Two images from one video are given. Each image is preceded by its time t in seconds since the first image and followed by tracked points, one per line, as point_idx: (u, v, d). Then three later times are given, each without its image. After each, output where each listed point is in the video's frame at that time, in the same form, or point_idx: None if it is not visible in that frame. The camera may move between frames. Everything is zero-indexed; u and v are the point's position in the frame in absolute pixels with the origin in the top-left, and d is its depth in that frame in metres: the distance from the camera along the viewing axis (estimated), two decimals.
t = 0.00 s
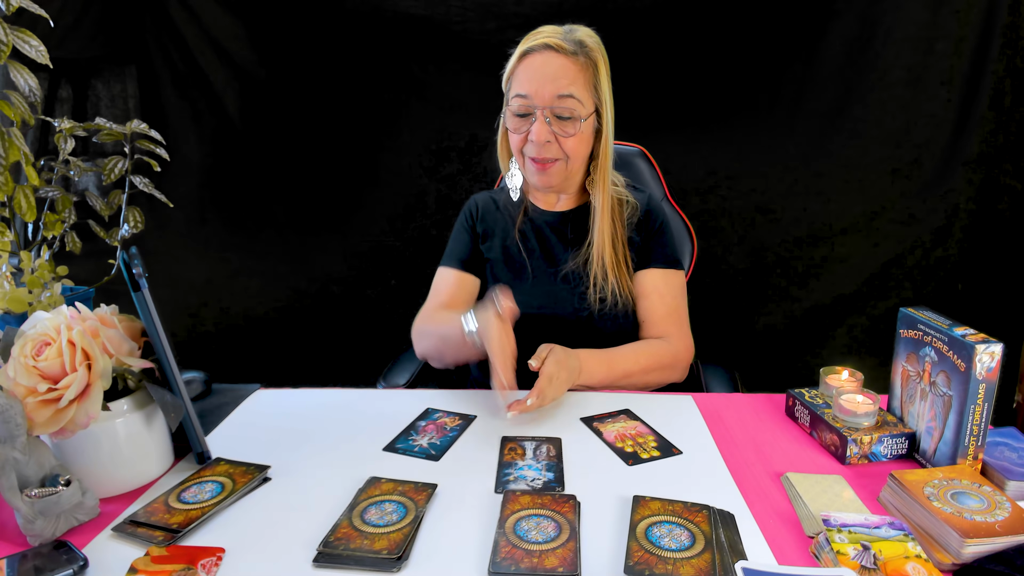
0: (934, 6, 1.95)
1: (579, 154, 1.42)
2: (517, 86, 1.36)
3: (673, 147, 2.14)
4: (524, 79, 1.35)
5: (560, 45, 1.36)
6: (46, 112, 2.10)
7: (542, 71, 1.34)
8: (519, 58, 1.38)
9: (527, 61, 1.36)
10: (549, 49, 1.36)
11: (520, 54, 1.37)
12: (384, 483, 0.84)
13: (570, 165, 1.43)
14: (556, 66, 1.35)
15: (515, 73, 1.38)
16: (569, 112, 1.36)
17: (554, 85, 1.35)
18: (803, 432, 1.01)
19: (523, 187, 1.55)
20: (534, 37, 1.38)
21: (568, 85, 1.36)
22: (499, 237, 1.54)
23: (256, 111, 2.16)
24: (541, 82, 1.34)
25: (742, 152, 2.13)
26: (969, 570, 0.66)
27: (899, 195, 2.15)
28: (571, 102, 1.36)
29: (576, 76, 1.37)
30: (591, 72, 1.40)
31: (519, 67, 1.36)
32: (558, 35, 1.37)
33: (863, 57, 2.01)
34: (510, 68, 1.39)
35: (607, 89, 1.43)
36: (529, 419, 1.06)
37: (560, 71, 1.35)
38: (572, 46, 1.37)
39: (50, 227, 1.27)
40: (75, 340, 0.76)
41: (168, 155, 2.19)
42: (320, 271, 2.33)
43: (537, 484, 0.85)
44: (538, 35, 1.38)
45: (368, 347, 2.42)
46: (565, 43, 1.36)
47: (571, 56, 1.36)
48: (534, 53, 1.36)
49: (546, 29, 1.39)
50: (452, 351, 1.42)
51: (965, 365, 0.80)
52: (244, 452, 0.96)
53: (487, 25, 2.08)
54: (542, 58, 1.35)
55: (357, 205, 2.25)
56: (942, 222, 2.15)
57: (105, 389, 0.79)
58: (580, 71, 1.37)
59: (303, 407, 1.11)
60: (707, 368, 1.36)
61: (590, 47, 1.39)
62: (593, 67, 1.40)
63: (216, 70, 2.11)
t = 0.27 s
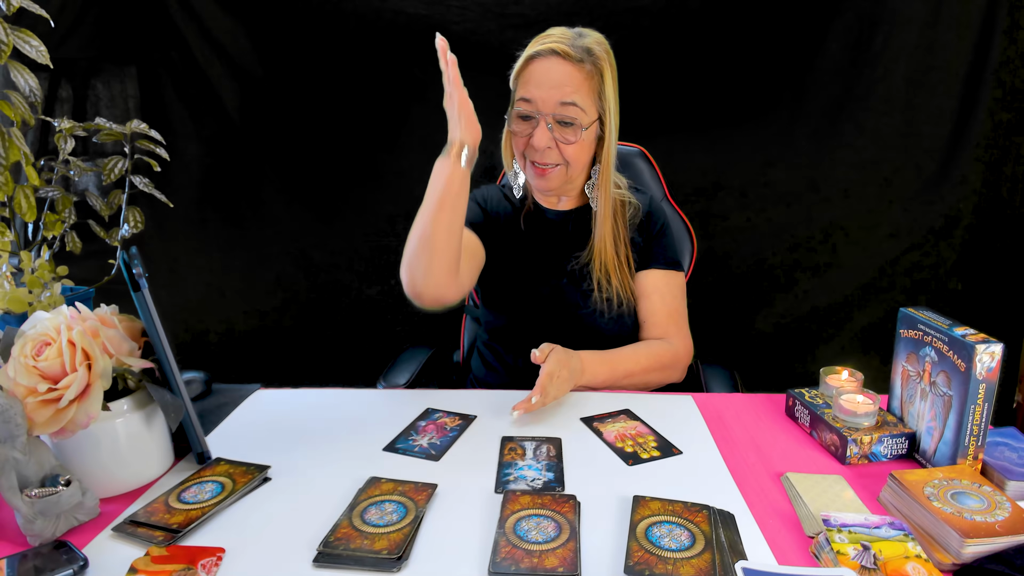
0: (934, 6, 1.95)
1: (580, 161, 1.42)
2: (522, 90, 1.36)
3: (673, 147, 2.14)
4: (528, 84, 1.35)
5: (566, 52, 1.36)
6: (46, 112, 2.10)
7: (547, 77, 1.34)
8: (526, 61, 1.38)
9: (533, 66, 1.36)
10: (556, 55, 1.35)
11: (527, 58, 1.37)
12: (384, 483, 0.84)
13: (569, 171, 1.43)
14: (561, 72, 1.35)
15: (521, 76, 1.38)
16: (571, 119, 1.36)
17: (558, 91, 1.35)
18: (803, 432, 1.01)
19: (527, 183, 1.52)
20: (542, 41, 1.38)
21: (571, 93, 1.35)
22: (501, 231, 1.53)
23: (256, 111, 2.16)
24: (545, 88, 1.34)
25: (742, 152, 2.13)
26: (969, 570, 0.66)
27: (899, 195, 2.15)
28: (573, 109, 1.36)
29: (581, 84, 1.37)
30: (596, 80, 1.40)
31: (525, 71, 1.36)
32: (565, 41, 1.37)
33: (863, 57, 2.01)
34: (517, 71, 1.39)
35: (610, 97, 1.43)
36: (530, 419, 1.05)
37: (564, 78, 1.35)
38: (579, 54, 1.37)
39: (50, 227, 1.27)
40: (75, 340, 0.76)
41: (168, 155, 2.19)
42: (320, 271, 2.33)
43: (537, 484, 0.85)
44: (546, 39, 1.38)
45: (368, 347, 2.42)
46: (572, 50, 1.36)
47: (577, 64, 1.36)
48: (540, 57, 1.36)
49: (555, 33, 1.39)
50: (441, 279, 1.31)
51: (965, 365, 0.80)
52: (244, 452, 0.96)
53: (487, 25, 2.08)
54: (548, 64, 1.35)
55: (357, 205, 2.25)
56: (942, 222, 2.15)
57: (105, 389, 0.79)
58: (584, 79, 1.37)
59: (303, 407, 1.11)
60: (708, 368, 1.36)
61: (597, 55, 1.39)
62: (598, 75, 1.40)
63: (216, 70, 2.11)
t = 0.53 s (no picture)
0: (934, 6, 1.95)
1: (583, 164, 1.42)
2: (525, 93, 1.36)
3: (673, 147, 2.14)
4: (532, 87, 1.35)
5: (571, 55, 1.35)
6: (46, 112, 2.10)
7: (551, 80, 1.33)
8: (530, 64, 1.37)
9: (537, 69, 1.35)
10: (560, 58, 1.35)
11: (531, 61, 1.37)
12: (384, 483, 0.84)
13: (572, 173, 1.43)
14: (565, 76, 1.34)
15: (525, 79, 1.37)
16: (575, 123, 1.35)
17: (561, 96, 1.34)
18: (803, 432, 1.01)
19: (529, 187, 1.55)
20: (546, 44, 1.38)
21: (575, 97, 1.35)
22: (503, 233, 1.53)
23: (257, 111, 2.16)
24: (549, 92, 1.33)
25: (742, 152, 2.13)
26: (969, 571, 0.66)
27: (899, 195, 2.15)
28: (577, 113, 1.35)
29: (584, 88, 1.36)
30: (600, 83, 1.39)
31: (529, 74, 1.36)
32: (569, 44, 1.37)
33: (863, 57, 2.01)
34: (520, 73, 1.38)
35: (614, 99, 1.43)
36: (530, 419, 1.05)
37: (568, 82, 1.34)
38: (583, 57, 1.36)
39: (50, 227, 1.27)
40: (75, 340, 0.76)
41: (168, 155, 2.19)
42: (321, 271, 2.33)
43: (537, 484, 0.85)
44: (550, 41, 1.38)
45: (368, 347, 2.42)
46: (576, 53, 1.36)
47: (581, 67, 1.36)
48: (544, 60, 1.35)
49: (559, 36, 1.39)
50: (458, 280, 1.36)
51: (965, 365, 0.80)
52: (244, 452, 0.96)
53: (487, 25, 2.08)
54: (552, 67, 1.35)
55: (357, 205, 2.25)
56: (942, 222, 2.15)
57: (105, 389, 0.79)
58: (588, 82, 1.37)
59: (303, 407, 1.11)
60: (708, 368, 1.36)
61: (600, 58, 1.39)
62: (602, 77, 1.40)
63: (216, 70, 2.11)
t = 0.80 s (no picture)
0: (934, 5, 1.95)
1: (584, 167, 1.43)
2: (523, 99, 1.37)
3: (673, 147, 2.14)
4: (529, 93, 1.36)
5: (568, 60, 1.35)
6: (46, 112, 2.10)
7: (549, 87, 1.35)
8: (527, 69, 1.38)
9: (535, 74, 1.36)
10: (557, 63, 1.35)
11: (528, 66, 1.37)
12: (384, 483, 0.84)
13: (574, 176, 1.44)
14: (563, 81, 1.35)
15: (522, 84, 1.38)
16: (574, 129, 1.37)
17: (559, 102, 1.36)
18: (803, 432, 1.01)
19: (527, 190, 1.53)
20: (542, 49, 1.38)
21: (573, 102, 1.36)
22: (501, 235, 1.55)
23: (256, 111, 2.16)
24: (547, 98, 1.35)
25: (742, 152, 2.13)
26: (969, 570, 0.66)
27: (899, 195, 2.15)
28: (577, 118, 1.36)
29: (582, 93, 1.37)
30: (598, 86, 1.39)
31: (527, 80, 1.36)
32: (566, 48, 1.36)
33: (863, 57, 2.01)
34: (518, 79, 1.39)
35: (613, 101, 1.43)
36: (531, 419, 1.06)
37: (566, 87, 1.35)
38: (581, 60, 1.36)
39: (50, 227, 1.27)
40: (75, 340, 0.76)
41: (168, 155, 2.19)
42: (321, 271, 2.33)
43: (537, 484, 0.85)
44: (547, 45, 1.37)
45: (368, 347, 2.42)
46: (573, 57, 1.35)
47: (579, 72, 1.36)
48: (542, 66, 1.36)
49: (556, 39, 1.37)
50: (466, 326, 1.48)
51: (965, 365, 0.80)
52: (244, 452, 0.96)
53: (487, 25, 2.08)
54: (549, 73, 1.36)
55: (357, 205, 2.25)
56: (942, 222, 2.15)
57: (105, 389, 0.79)
58: (587, 86, 1.37)
59: (302, 407, 1.11)
60: (708, 368, 1.36)
61: (598, 61, 1.38)
62: (600, 80, 1.39)
63: (216, 70, 2.11)
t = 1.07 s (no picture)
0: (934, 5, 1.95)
1: (585, 167, 1.41)
2: (522, 101, 1.35)
3: (673, 147, 2.14)
4: (527, 95, 1.34)
5: (564, 59, 1.35)
6: (46, 112, 2.10)
7: (547, 87, 1.33)
8: (523, 71, 1.37)
9: (532, 75, 1.34)
10: (554, 63, 1.35)
11: (525, 67, 1.36)
12: (384, 483, 0.84)
13: (575, 176, 1.42)
14: (561, 80, 1.34)
15: (519, 87, 1.36)
16: (575, 127, 1.34)
17: (559, 100, 1.33)
18: (803, 432, 1.01)
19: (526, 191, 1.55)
20: (537, 50, 1.38)
21: (573, 100, 1.34)
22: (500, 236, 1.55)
23: (256, 111, 2.16)
24: (546, 98, 1.32)
25: (742, 152, 2.13)
26: (969, 570, 0.66)
27: (899, 195, 2.15)
28: (577, 116, 1.34)
29: (581, 92, 1.36)
30: (595, 84, 1.39)
31: (524, 81, 1.35)
32: (561, 48, 1.37)
33: (863, 56, 2.01)
34: (515, 80, 1.38)
35: (611, 99, 1.43)
36: (531, 419, 1.06)
37: (565, 86, 1.34)
38: (577, 59, 1.36)
39: (50, 227, 1.27)
40: (75, 340, 0.76)
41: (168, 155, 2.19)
42: (320, 271, 2.33)
43: (537, 484, 0.85)
44: (541, 46, 1.37)
45: (368, 347, 2.42)
46: (569, 56, 1.36)
47: (576, 70, 1.36)
48: (538, 66, 1.35)
49: (550, 40, 1.38)
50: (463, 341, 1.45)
51: (965, 365, 0.80)
52: (244, 452, 0.96)
53: (487, 25, 2.08)
54: (547, 72, 1.34)
55: (357, 205, 2.25)
56: (943, 222, 2.15)
57: (105, 389, 0.79)
58: (585, 84, 1.37)
59: (302, 407, 1.11)
60: (707, 368, 1.36)
61: (594, 58, 1.39)
62: (597, 78, 1.40)
63: (216, 70, 2.11)
